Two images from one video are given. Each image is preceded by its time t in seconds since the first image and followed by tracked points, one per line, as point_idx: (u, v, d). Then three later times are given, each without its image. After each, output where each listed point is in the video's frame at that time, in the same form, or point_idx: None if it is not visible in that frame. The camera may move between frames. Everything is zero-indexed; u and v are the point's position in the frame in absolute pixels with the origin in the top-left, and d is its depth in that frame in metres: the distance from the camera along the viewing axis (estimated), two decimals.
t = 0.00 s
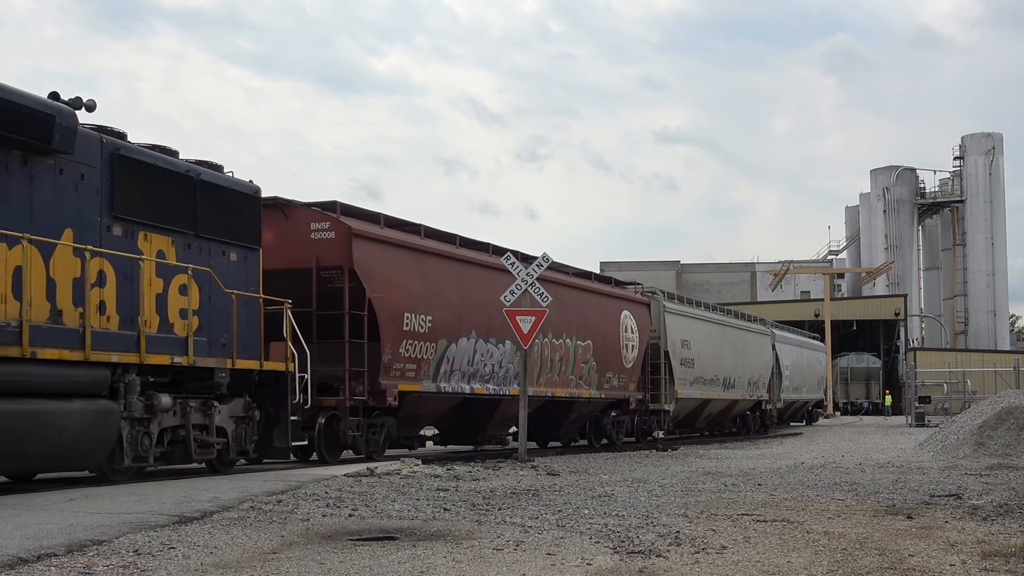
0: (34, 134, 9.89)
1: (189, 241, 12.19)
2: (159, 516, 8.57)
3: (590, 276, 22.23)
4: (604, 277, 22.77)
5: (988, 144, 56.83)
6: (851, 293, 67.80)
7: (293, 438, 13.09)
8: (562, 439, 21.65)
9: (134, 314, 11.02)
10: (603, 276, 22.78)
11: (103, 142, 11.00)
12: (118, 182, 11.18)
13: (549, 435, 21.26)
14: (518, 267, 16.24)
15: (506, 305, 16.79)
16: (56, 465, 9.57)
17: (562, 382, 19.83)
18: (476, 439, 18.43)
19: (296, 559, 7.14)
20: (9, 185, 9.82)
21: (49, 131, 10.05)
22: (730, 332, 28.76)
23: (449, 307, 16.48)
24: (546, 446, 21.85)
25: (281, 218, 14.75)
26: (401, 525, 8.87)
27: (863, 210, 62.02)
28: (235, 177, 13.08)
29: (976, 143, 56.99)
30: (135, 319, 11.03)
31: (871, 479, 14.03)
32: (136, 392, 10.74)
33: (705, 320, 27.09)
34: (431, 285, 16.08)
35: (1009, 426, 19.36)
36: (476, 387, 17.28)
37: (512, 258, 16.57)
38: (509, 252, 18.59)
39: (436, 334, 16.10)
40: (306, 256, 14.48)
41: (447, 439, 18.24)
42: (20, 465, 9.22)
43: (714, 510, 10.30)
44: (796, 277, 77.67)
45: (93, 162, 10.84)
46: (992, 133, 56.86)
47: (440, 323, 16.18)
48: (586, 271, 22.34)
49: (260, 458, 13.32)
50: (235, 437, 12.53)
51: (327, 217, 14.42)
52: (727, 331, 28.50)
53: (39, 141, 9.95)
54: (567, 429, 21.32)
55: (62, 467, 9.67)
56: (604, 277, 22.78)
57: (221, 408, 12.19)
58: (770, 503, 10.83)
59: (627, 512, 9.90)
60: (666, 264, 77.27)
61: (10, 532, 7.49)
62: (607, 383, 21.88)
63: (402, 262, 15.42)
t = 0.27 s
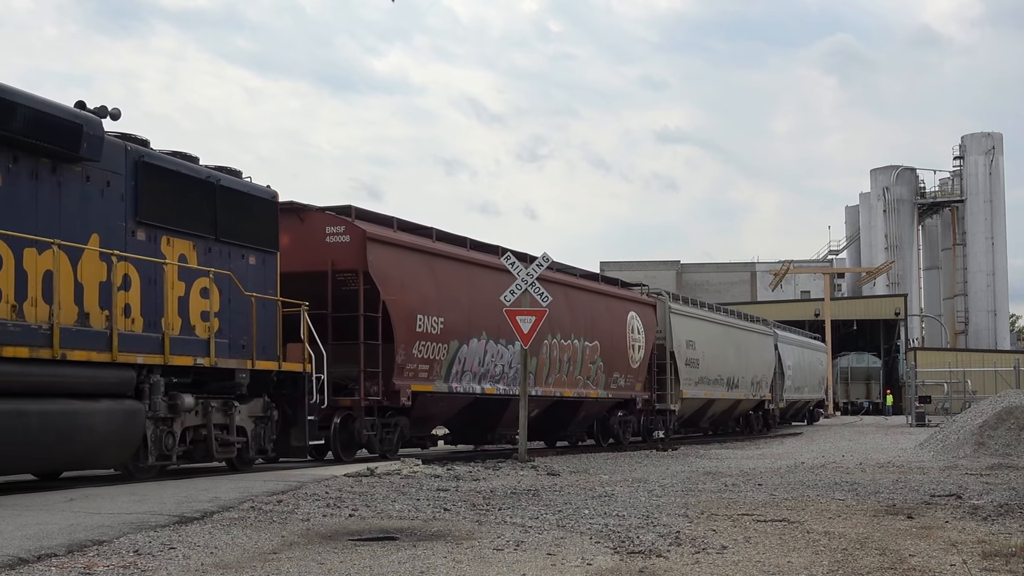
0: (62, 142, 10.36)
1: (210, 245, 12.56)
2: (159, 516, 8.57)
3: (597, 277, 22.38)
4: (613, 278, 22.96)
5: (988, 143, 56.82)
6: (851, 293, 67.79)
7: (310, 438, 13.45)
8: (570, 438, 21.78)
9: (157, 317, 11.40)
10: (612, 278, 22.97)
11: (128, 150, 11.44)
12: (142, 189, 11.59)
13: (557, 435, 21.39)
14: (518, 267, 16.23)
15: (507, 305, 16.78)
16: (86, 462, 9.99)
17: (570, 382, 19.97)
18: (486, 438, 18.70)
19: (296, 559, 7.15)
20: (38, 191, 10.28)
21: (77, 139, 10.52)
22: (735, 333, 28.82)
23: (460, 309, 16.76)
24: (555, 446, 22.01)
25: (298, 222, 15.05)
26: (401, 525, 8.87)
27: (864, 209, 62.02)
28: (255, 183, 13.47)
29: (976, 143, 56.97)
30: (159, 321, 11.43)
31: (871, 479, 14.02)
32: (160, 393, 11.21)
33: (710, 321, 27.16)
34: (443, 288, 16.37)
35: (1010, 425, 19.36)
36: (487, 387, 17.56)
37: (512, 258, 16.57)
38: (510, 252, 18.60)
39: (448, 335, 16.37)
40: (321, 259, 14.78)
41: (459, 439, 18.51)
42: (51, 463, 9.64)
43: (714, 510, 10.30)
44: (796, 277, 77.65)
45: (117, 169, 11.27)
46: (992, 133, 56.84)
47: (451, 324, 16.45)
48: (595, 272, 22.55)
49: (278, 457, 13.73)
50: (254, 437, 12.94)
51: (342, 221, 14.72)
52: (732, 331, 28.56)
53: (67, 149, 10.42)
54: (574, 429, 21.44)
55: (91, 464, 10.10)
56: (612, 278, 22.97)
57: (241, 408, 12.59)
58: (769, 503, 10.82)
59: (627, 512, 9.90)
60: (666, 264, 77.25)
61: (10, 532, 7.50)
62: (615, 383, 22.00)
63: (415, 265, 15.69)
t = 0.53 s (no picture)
0: (88, 149, 10.71)
1: (229, 249, 12.94)
2: (159, 516, 8.57)
3: (604, 279, 22.49)
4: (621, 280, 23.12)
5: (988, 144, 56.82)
6: (851, 293, 67.80)
7: (326, 437, 13.94)
8: (577, 438, 21.86)
9: (180, 319, 11.75)
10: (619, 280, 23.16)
11: (151, 158, 11.77)
12: (165, 195, 11.95)
13: (564, 434, 21.47)
14: (518, 267, 16.23)
15: (507, 305, 16.77)
16: (112, 462, 10.29)
17: (577, 382, 20.10)
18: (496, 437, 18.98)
19: (296, 559, 7.15)
20: (66, 198, 10.59)
21: (103, 147, 10.87)
22: (739, 333, 28.87)
23: (471, 311, 17.07)
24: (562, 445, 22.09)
25: (313, 226, 15.42)
26: (401, 525, 8.87)
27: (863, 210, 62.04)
28: (271, 189, 13.86)
29: (976, 143, 56.97)
30: (181, 323, 11.76)
31: (871, 479, 14.03)
32: (183, 393, 11.56)
33: (715, 322, 27.22)
34: (454, 290, 16.70)
35: (1009, 425, 19.37)
36: (497, 387, 17.82)
37: (512, 258, 16.56)
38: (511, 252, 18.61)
39: (459, 336, 16.68)
40: (336, 262, 15.14)
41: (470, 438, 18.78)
42: (80, 462, 9.94)
43: (714, 510, 10.30)
44: (796, 277, 77.65)
45: (142, 176, 11.62)
46: (992, 133, 56.84)
47: (462, 325, 16.77)
48: (602, 274, 22.76)
49: (293, 455, 14.19)
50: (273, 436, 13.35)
51: (355, 225, 15.08)
52: (736, 332, 28.61)
53: (93, 156, 10.77)
54: (581, 429, 21.52)
55: (116, 463, 10.40)
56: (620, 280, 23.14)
57: (260, 408, 12.97)
58: (769, 503, 10.82)
59: (627, 512, 9.90)
60: (665, 264, 77.25)
61: (11, 532, 7.50)
62: (621, 384, 22.10)
63: (427, 267, 16.03)
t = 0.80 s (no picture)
0: (115, 157, 11.02)
1: (247, 253, 13.28)
2: (159, 516, 8.58)
3: (611, 280, 22.51)
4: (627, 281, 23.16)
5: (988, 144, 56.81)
6: (851, 293, 67.80)
7: (341, 436, 14.25)
8: (584, 438, 21.87)
9: (201, 321, 12.09)
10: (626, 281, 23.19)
11: (173, 164, 12.09)
12: (187, 200, 12.27)
13: (572, 434, 21.50)
14: (518, 267, 16.22)
15: (507, 305, 16.77)
16: (136, 461, 10.65)
17: (585, 383, 20.19)
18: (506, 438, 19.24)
19: (296, 559, 7.15)
20: (93, 204, 10.91)
21: (128, 154, 11.18)
22: (743, 334, 28.89)
23: (481, 313, 17.24)
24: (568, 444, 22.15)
25: (327, 230, 15.56)
26: (401, 525, 8.88)
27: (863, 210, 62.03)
28: (287, 193, 14.19)
29: (976, 143, 56.96)
30: (202, 326, 12.10)
31: (871, 479, 14.02)
32: (204, 393, 11.84)
33: (720, 323, 27.25)
34: (465, 293, 16.87)
35: (1009, 425, 19.37)
36: (507, 388, 18.02)
37: (512, 258, 16.57)
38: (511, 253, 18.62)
39: (470, 338, 16.86)
40: (350, 265, 15.31)
41: (481, 438, 19.02)
42: (107, 461, 10.33)
43: (714, 510, 10.31)
44: (796, 277, 77.64)
45: (164, 182, 11.94)
46: (992, 133, 56.83)
47: (473, 327, 16.95)
48: (608, 276, 22.79)
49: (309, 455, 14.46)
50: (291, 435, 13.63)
51: (369, 229, 15.24)
52: (740, 333, 28.64)
53: (119, 164, 11.08)
54: (589, 429, 21.55)
55: (141, 462, 10.77)
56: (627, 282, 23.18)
57: (278, 408, 13.21)
58: (769, 504, 10.83)
59: (627, 512, 9.91)
60: (665, 264, 77.25)
61: (11, 532, 7.50)
62: (627, 384, 22.14)
63: (439, 270, 16.22)
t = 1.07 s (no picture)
0: (139, 164, 11.40)
1: (266, 256, 13.58)
2: (158, 516, 8.57)
3: (617, 282, 22.59)
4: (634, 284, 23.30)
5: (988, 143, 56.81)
6: (851, 293, 67.79)
7: (356, 436, 14.44)
8: (591, 437, 21.88)
9: (221, 323, 12.42)
10: (633, 283, 23.33)
11: (194, 170, 12.45)
12: (208, 206, 12.61)
13: (579, 434, 21.51)
14: (518, 267, 16.19)
15: (507, 305, 16.75)
16: (159, 458, 11.04)
17: (592, 383, 20.30)
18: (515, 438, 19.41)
19: (296, 558, 7.15)
20: (118, 210, 11.28)
21: (151, 161, 11.55)
22: (746, 335, 28.91)
23: (491, 315, 17.62)
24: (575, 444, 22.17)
25: (341, 234, 16.00)
26: (400, 525, 8.87)
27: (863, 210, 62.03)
28: (303, 198, 14.50)
29: (976, 143, 56.96)
30: (222, 328, 12.42)
31: (871, 479, 14.02)
32: (225, 394, 12.15)
33: (724, 324, 27.28)
34: (476, 295, 17.26)
35: (1009, 425, 19.37)
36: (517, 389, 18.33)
37: (512, 258, 16.54)
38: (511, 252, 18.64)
39: (480, 340, 17.23)
40: (364, 269, 15.73)
41: (491, 437, 19.20)
42: (133, 458, 10.69)
43: (714, 510, 10.30)
44: (796, 277, 77.64)
45: (186, 188, 12.30)
46: (992, 133, 56.83)
47: (484, 329, 17.33)
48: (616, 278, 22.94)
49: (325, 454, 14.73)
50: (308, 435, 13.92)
51: (383, 232, 15.68)
52: (743, 333, 28.66)
53: (143, 171, 11.45)
54: (595, 429, 21.55)
55: (163, 458, 11.16)
56: (634, 284, 23.32)
57: (295, 408, 13.55)
58: (769, 503, 10.82)
59: (627, 512, 9.90)
60: (665, 264, 77.24)
61: (10, 532, 7.49)
62: (634, 384, 22.19)
63: (450, 273, 16.64)
